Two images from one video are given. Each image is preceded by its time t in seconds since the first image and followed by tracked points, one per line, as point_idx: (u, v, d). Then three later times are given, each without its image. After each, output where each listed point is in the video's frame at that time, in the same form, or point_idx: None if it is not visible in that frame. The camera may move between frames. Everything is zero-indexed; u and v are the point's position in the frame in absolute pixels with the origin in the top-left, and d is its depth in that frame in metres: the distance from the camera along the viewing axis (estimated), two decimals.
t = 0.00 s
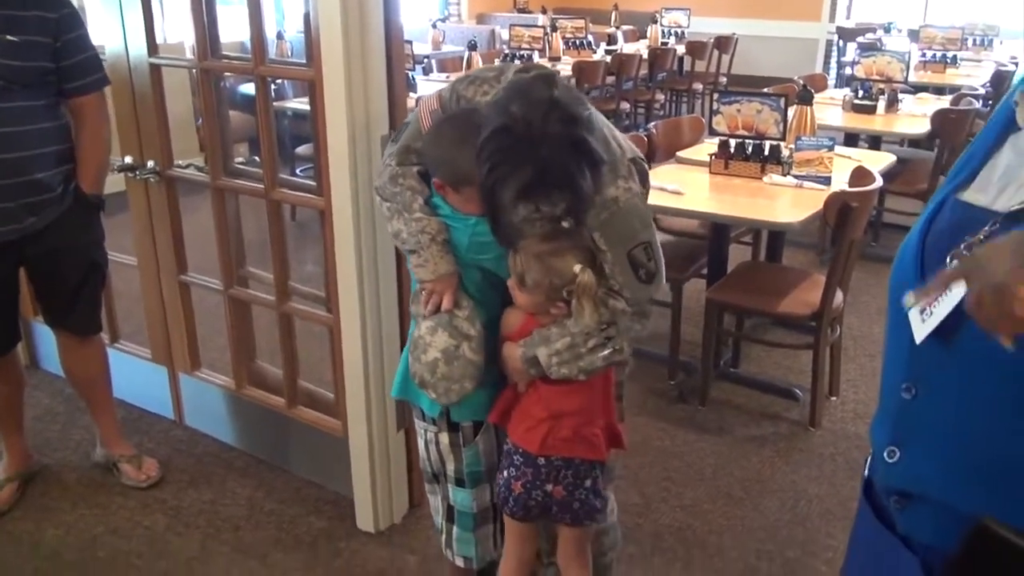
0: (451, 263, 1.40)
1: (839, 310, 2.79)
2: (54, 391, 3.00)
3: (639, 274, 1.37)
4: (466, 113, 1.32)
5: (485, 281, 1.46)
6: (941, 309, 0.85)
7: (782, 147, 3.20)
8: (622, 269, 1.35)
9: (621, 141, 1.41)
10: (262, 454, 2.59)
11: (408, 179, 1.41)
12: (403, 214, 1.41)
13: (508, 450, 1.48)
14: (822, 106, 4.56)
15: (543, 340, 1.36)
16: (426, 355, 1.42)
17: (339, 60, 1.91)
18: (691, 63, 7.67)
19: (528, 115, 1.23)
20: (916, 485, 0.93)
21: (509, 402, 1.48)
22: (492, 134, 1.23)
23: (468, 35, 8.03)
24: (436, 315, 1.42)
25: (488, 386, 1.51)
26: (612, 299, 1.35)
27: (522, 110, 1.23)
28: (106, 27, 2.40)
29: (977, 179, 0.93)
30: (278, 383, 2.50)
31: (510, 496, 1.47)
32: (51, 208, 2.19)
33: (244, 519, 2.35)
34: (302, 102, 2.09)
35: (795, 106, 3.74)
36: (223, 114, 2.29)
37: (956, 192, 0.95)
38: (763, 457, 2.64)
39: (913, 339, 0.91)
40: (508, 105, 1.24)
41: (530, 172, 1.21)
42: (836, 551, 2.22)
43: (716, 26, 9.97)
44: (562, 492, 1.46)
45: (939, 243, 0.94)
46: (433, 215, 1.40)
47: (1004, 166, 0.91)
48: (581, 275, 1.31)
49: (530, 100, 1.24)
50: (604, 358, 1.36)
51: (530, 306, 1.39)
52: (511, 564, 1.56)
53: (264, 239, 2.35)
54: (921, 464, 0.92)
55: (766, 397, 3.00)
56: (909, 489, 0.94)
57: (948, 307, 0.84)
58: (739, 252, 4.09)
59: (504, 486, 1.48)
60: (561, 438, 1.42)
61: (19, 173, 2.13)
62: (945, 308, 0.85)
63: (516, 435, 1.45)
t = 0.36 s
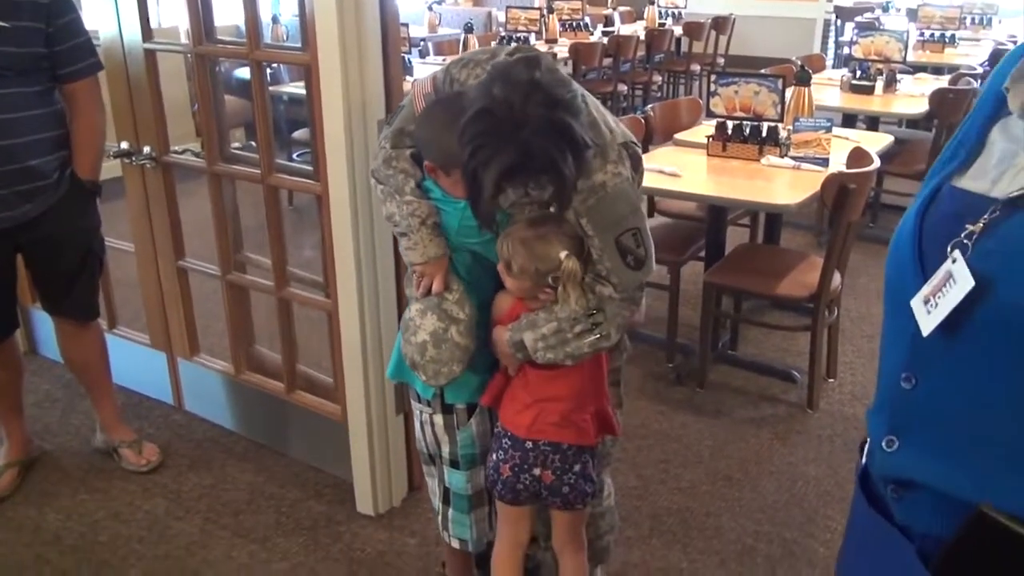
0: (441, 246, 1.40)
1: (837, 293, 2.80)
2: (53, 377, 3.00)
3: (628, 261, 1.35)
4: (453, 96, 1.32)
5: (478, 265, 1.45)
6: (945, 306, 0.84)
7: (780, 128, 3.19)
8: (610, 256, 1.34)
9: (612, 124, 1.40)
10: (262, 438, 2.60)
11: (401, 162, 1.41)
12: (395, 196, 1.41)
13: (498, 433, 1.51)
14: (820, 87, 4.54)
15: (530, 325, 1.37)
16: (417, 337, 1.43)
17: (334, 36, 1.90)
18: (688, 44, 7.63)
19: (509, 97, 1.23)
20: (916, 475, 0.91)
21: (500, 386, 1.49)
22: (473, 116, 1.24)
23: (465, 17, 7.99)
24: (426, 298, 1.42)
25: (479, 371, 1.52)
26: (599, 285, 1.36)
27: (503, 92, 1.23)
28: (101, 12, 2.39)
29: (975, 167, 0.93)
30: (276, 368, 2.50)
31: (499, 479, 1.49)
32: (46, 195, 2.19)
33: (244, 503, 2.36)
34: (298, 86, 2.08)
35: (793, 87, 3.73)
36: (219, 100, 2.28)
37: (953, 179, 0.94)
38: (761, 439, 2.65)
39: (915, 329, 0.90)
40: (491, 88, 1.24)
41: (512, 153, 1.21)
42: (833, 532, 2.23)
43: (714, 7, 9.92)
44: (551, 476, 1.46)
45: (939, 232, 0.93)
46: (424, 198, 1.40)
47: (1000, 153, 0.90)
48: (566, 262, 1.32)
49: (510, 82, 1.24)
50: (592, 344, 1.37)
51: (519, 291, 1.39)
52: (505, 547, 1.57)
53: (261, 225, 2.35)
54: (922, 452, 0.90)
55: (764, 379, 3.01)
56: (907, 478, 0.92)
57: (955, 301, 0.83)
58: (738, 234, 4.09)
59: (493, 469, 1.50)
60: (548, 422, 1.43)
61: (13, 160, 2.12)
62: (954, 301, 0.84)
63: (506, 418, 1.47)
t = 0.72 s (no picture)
0: (447, 239, 1.40)
1: (838, 282, 2.80)
2: (55, 369, 3.01)
3: (637, 250, 1.38)
4: (460, 87, 1.31)
5: (482, 257, 1.46)
6: (971, 301, 0.87)
7: (781, 118, 3.19)
8: (620, 246, 1.37)
9: (618, 113, 1.41)
10: (265, 429, 2.61)
11: (404, 154, 1.41)
12: (400, 189, 1.41)
13: (508, 427, 1.50)
14: (822, 76, 4.53)
15: (540, 317, 1.37)
16: (424, 331, 1.44)
17: (335, 27, 1.90)
18: (690, 34, 7.60)
19: (518, 86, 1.22)
20: (931, 472, 0.95)
21: (510, 378, 1.49)
22: (482, 107, 1.23)
23: (465, 8, 7.97)
24: (432, 292, 1.43)
25: (485, 364, 1.52)
26: (609, 276, 1.37)
27: (512, 82, 1.23)
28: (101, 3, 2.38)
29: (988, 158, 0.95)
30: (279, 359, 2.51)
31: (510, 473, 1.49)
32: (46, 185, 2.19)
33: (248, 494, 2.37)
34: (298, 76, 2.08)
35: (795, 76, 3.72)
36: (220, 90, 2.28)
37: (964, 170, 0.96)
38: (763, 428, 2.66)
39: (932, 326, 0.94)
40: (500, 77, 1.24)
41: (522, 143, 1.21)
42: (836, 520, 2.24)
43: None
44: (562, 469, 1.47)
45: (953, 226, 0.95)
46: (430, 190, 1.39)
47: (1015, 145, 0.93)
48: (576, 254, 1.33)
49: (519, 71, 1.24)
50: (602, 334, 1.37)
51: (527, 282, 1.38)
52: (512, 539, 1.57)
53: (263, 216, 2.35)
54: (937, 450, 0.95)
55: (766, 368, 3.01)
56: (922, 475, 0.96)
57: (981, 298, 0.86)
58: (739, 225, 4.09)
59: (504, 463, 1.50)
60: (560, 414, 1.44)
61: (14, 151, 2.13)
62: (979, 297, 0.87)
63: (516, 410, 1.48)
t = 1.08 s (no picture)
0: (463, 245, 1.41)
1: (841, 282, 2.80)
2: (62, 370, 3.02)
3: (656, 248, 1.38)
4: (471, 90, 1.31)
5: (496, 262, 1.47)
6: (971, 300, 0.87)
7: (784, 118, 3.19)
8: (638, 245, 1.36)
9: (629, 113, 1.41)
10: (270, 430, 2.62)
11: (414, 161, 1.41)
12: (412, 196, 1.41)
13: (530, 429, 1.51)
14: (825, 76, 4.53)
15: (563, 321, 1.38)
16: (441, 339, 1.44)
17: (338, 29, 1.90)
18: (693, 34, 7.61)
19: (543, 87, 1.23)
20: (929, 472, 0.96)
21: (529, 384, 1.51)
22: (507, 108, 1.22)
23: (468, 9, 7.99)
24: (448, 299, 1.43)
25: (502, 368, 1.53)
26: (628, 274, 1.37)
27: (537, 82, 1.23)
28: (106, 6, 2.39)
29: (991, 158, 0.95)
30: (283, 360, 2.51)
31: (533, 474, 1.49)
32: (51, 188, 2.20)
33: (253, 494, 2.38)
34: (302, 78, 2.09)
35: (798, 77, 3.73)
36: (224, 92, 2.29)
37: (968, 171, 0.96)
38: (766, 428, 2.66)
39: (936, 326, 0.94)
40: (522, 78, 1.24)
41: (549, 145, 1.20)
42: (838, 520, 2.24)
43: None
44: (585, 469, 1.48)
45: (954, 226, 0.96)
46: (442, 197, 1.40)
47: (1017, 146, 0.93)
48: (598, 255, 1.34)
49: (543, 71, 1.24)
50: (624, 333, 1.39)
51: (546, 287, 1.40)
52: (528, 536, 1.56)
53: (268, 217, 2.36)
54: (935, 450, 0.95)
55: (769, 368, 3.02)
56: (920, 476, 0.97)
57: (978, 298, 0.87)
58: (742, 225, 4.09)
59: (527, 464, 1.50)
60: (583, 415, 1.45)
61: (19, 153, 2.14)
62: (972, 300, 0.88)
63: (538, 413, 1.48)
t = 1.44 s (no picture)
0: (472, 261, 1.40)
1: (845, 296, 2.80)
2: (65, 386, 3.02)
3: (663, 262, 1.39)
4: (481, 107, 1.33)
5: (504, 278, 1.47)
6: (977, 318, 0.88)
7: (786, 132, 3.20)
8: (646, 260, 1.37)
9: (636, 128, 1.41)
10: (273, 446, 2.61)
11: (422, 177, 1.41)
12: (421, 213, 1.41)
13: (537, 444, 1.51)
14: (826, 91, 4.55)
15: (571, 336, 1.37)
16: (449, 356, 1.42)
17: (344, 45, 1.91)
18: (694, 48, 7.65)
19: (556, 104, 1.24)
20: (936, 490, 0.95)
21: (539, 398, 1.51)
22: (522, 125, 1.24)
23: (470, 24, 8.03)
24: (456, 315, 1.42)
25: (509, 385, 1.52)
26: (637, 289, 1.37)
27: (549, 98, 1.25)
28: (111, 22, 2.41)
29: (996, 174, 0.95)
30: (287, 375, 2.52)
31: (540, 490, 1.49)
32: (56, 204, 2.21)
33: (256, 510, 2.38)
34: (306, 94, 2.10)
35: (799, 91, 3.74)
36: (228, 107, 2.29)
37: (973, 188, 0.96)
38: (770, 442, 2.66)
39: (941, 343, 0.94)
40: (535, 94, 1.26)
41: (562, 160, 1.22)
42: (843, 535, 2.23)
43: (720, 11, 9.93)
44: (593, 485, 1.48)
45: (959, 242, 0.96)
46: (451, 213, 1.40)
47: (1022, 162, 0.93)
48: (608, 271, 1.32)
49: (556, 89, 1.26)
50: (632, 348, 1.39)
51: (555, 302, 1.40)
52: (534, 551, 1.56)
53: (272, 233, 2.36)
54: (942, 468, 0.95)
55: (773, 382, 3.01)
56: (927, 494, 0.97)
57: (985, 316, 0.87)
58: (744, 240, 4.09)
59: (534, 479, 1.50)
60: (591, 430, 1.45)
61: (25, 169, 2.14)
62: (976, 318, 0.88)
63: (546, 429, 1.48)
